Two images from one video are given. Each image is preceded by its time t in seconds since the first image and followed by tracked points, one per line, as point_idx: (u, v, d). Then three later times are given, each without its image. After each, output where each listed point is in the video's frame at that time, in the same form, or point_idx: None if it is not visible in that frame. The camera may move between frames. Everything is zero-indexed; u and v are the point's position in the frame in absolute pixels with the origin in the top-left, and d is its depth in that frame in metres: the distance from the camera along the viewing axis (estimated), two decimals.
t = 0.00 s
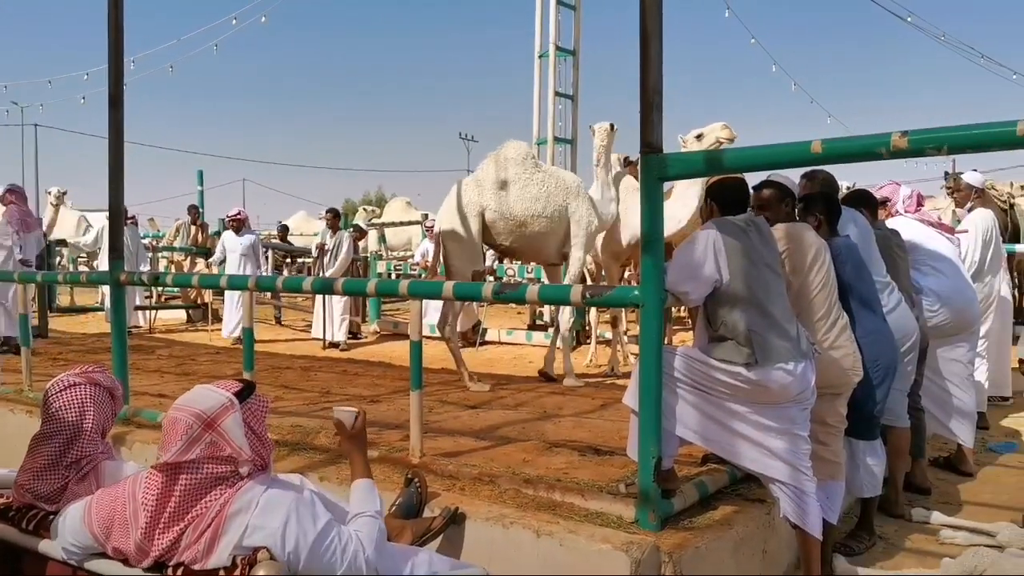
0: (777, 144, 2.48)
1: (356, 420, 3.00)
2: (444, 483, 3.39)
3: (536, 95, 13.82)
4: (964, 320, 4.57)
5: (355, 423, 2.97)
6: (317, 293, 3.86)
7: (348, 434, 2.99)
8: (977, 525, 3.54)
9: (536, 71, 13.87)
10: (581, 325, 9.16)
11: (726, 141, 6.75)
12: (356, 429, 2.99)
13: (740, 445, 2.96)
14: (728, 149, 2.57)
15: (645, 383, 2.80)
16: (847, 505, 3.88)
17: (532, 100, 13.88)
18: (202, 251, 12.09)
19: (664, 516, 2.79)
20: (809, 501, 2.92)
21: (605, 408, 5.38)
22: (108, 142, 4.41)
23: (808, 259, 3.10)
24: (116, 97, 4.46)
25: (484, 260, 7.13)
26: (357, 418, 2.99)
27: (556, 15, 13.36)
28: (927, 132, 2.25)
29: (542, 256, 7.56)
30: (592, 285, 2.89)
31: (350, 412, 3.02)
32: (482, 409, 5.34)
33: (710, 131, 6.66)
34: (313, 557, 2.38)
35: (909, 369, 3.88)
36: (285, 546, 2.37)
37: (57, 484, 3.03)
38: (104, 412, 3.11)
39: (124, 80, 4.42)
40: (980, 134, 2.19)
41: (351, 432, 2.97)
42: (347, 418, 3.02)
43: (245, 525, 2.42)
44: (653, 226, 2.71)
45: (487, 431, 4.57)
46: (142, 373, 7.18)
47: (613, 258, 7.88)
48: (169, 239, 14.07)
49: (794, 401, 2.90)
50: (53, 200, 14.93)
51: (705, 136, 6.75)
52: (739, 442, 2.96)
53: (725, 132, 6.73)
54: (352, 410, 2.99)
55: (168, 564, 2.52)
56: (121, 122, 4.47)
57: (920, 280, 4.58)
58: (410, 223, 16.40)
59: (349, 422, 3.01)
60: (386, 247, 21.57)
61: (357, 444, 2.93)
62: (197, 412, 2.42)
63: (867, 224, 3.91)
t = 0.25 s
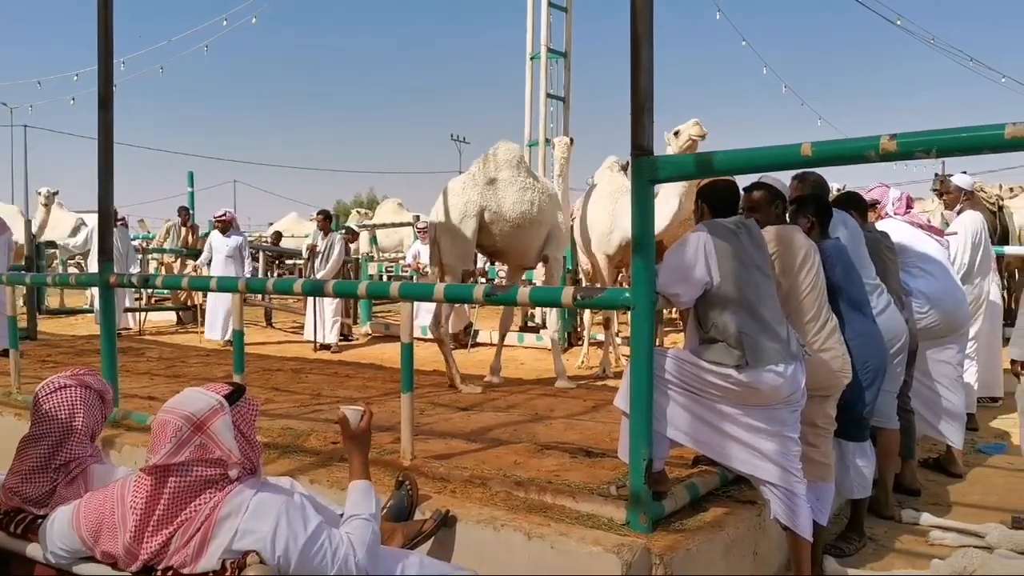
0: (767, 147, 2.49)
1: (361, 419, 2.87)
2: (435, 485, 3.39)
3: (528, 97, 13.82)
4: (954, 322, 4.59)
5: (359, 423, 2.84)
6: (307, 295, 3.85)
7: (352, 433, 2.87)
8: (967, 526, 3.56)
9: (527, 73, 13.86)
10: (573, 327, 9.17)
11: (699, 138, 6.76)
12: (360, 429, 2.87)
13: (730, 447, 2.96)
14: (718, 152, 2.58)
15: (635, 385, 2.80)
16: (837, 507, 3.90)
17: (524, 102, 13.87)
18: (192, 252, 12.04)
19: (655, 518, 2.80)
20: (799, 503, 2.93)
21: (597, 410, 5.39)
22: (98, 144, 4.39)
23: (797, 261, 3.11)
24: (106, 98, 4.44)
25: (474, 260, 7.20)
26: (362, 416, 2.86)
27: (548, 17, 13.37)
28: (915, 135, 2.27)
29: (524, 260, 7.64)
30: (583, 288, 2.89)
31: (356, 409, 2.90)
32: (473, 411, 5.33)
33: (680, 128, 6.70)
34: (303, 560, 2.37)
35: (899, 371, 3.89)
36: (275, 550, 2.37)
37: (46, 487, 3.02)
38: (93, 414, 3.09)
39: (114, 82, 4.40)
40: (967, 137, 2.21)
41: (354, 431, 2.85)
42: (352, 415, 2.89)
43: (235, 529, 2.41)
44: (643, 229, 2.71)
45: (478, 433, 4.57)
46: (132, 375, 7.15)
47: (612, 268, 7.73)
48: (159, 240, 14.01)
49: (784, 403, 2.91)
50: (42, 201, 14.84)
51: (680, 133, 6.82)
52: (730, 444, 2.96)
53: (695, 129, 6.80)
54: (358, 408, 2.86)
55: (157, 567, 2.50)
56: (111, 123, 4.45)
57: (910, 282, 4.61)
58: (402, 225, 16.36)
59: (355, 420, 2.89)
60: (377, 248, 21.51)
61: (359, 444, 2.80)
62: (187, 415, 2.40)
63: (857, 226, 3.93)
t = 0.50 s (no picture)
0: (756, 150, 2.50)
1: (356, 420, 2.77)
2: (425, 489, 3.38)
3: (518, 100, 13.83)
4: (942, 325, 4.62)
5: (354, 424, 2.74)
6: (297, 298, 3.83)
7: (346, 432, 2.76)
8: (955, 528, 3.58)
9: (517, 77, 13.88)
10: (563, 330, 9.17)
11: (671, 136, 7.04)
12: (355, 429, 2.76)
13: (720, 450, 2.97)
14: (708, 156, 2.58)
15: (625, 389, 2.80)
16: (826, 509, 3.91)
17: (514, 106, 13.89)
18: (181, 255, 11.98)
19: (645, 521, 2.80)
20: (788, 505, 2.93)
21: (587, 413, 5.39)
22: (86, 147, 4.37)
23: (786, 264, 3.12)
24: (94, 102, 4.42)
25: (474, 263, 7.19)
26: (357, 418, 2.76)
27: (538, 20, 13.39)
28: (903, 139, 2.28)
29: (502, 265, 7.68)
30: (573, 291, 2.89)
31: (351, 411, 2.79)
32: (463, 414, 5.32)
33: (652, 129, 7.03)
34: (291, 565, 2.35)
35: (887, 373, 3.91)
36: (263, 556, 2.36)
37: (33, 492, 2.99)
38: (81, 418, 3.07)
39: (102, 85, 4.38)
40: (954, 141, 2.23)
41: (348, 432, 2.74)
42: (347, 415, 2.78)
43: (223, 535, 2.40)
44: (633, 232, 2.72)
45: (469, 436, 4.56)
46: (121, 379, 7.10)
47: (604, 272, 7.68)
48: (148, 243, 13.93)
49: (773, 406, 2.92)
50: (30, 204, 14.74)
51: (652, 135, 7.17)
52: (719, 447, 2.97)
53: (665, 130, 7.13)
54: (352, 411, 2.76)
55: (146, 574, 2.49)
56: (99, 127, 4.43)
57: (898, 285, 4.63)
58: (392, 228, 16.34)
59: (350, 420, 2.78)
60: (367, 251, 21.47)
61: (352, 446, 2.72)
62: (174, 420, 2.38)
63: (846, 229, 3.95)
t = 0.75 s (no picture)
0: (743, 154, 2.50)
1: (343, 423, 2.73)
2: (413, 492, 3.36)
3: (508, 103, 13.83)
4: (928, 327, 4.65)
5: (341, 427, 2.70)
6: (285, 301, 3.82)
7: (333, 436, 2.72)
8: (942, 529, 3.59)
9: (507, 80, 13.88)
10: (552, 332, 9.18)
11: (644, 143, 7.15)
12: (342, 432, 2.72)
13: (708, 452, 2.97)
14: (696, 159, 2.59)
15: (614, 392, 2.80)
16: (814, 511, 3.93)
17: (504, 109, 13.89)
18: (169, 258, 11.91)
19: (634, 524, 2.80)
20: (776, 507, 2.94)
21: (576, 416, 5.39)
22: (72, 150, 4.34)
23: (773, 266, 3.13)
24: (81, 105, 4.39)
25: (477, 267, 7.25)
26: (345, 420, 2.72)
27: (527, 24, 13.40)
28: (889, 143, 2.29)
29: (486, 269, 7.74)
30: (562, 294, 2.89)
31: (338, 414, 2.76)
32: (453, 417, 5.31)
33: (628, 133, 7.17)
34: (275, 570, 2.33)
35: (874, 375, 3.93)
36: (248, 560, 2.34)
37: (17, 497, 2.97)
38: (66, 424, 3.05)
39: (88, 88, 4.35)
40: (940, 145, 2.24)
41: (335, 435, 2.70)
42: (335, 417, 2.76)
43: (209, 540, 2.38)
44: (621, 235, 2.72)
45: (458, 440, 4.55)
46: (107, 383, 7.05)
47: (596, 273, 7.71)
48: (136, 246, 13.85)
49: (760, 408, 2.92)
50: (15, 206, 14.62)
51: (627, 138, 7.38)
52: (708, 450, 2.97)
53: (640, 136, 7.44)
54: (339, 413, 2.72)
55: None
56: (85, 129, 4.40)
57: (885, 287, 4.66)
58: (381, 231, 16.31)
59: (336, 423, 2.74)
60: (357, 254, 21.42)
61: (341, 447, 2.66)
62: (156, 429, 2.34)
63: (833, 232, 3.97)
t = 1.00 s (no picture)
0: (731, 156, 2.51)
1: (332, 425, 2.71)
2: (402, 495, 3.35)
3: (497, 105, 13.83)
4: (915, 329, 4.67)
5: (329, 429, 2.68)
6: (273, 303, 3.80)
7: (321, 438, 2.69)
8: (930, 530, 3.61)
9: (496, 82, 13.88)
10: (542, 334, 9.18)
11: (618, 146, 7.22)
12: (330, 434, 2.70)
13: (696, 453, 2.98)
14: (685, 161, 2.59)
15: (603, 394, 2.80)
16: (803, 512, 3.94)
17: (493, 111, 13.89)
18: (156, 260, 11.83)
19: (623, 525, 2.80)
20: (765, 508, 2.95)
21: (565, 418, 5.39)
22: (58, 152, 4.30)
23: (761, 268, 3.14)
24: (67, 106, 4.36)
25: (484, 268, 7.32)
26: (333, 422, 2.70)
27: (517, 26, 13.40)
28: (876, 144, 2.30)
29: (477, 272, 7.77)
30: (551, 296, 2.89)
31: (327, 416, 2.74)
32: (442, 419, 5.30)
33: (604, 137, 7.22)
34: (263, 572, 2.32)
35: (861, 376, 3.95)
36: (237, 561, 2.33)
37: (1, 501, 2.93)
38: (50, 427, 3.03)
39: (75, 88, 4.32)
40: (926, 147, 2.25)
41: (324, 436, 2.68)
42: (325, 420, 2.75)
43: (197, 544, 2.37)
44: (609, 237, 2.72)
45: (447, 442, 4.54)
46: (94, 386, 6.99)
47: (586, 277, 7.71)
48: (122, 248, 13.75)
49: (749, 410, 2.93)
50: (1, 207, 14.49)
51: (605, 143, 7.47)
52: (697, 451, 2.98)
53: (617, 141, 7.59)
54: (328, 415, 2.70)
55: None
56: (72, 131, 4.37)
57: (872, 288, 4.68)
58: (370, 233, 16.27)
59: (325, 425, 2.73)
60: (345, 256, 21.37)
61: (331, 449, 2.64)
62: (140, 434, 2.31)
63: (821, 234, 3.99)
